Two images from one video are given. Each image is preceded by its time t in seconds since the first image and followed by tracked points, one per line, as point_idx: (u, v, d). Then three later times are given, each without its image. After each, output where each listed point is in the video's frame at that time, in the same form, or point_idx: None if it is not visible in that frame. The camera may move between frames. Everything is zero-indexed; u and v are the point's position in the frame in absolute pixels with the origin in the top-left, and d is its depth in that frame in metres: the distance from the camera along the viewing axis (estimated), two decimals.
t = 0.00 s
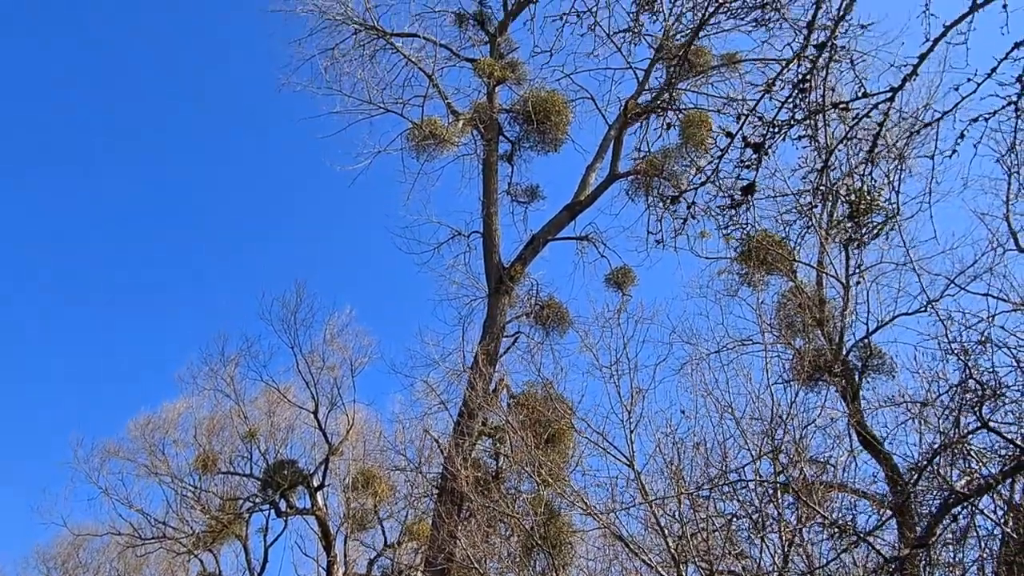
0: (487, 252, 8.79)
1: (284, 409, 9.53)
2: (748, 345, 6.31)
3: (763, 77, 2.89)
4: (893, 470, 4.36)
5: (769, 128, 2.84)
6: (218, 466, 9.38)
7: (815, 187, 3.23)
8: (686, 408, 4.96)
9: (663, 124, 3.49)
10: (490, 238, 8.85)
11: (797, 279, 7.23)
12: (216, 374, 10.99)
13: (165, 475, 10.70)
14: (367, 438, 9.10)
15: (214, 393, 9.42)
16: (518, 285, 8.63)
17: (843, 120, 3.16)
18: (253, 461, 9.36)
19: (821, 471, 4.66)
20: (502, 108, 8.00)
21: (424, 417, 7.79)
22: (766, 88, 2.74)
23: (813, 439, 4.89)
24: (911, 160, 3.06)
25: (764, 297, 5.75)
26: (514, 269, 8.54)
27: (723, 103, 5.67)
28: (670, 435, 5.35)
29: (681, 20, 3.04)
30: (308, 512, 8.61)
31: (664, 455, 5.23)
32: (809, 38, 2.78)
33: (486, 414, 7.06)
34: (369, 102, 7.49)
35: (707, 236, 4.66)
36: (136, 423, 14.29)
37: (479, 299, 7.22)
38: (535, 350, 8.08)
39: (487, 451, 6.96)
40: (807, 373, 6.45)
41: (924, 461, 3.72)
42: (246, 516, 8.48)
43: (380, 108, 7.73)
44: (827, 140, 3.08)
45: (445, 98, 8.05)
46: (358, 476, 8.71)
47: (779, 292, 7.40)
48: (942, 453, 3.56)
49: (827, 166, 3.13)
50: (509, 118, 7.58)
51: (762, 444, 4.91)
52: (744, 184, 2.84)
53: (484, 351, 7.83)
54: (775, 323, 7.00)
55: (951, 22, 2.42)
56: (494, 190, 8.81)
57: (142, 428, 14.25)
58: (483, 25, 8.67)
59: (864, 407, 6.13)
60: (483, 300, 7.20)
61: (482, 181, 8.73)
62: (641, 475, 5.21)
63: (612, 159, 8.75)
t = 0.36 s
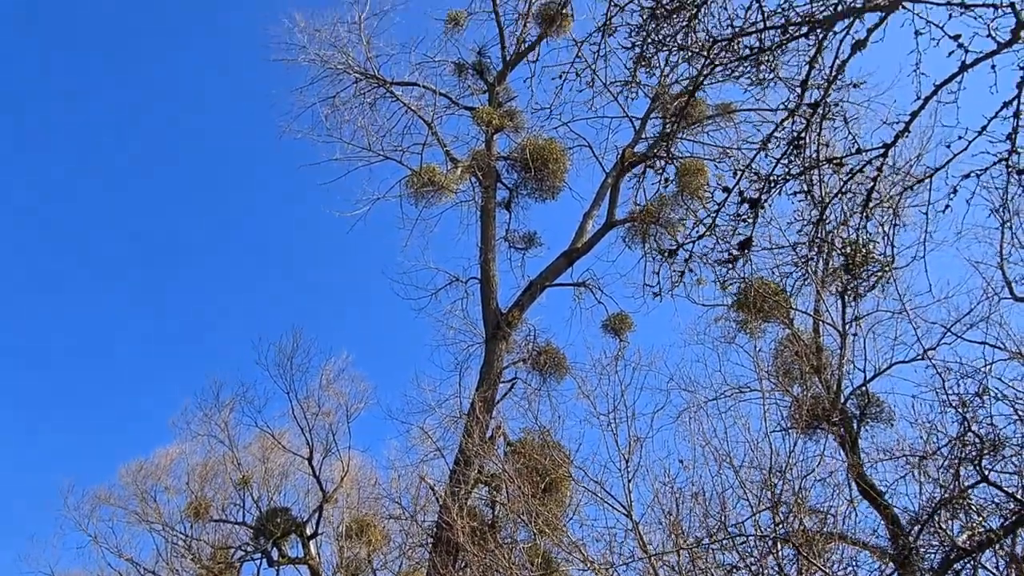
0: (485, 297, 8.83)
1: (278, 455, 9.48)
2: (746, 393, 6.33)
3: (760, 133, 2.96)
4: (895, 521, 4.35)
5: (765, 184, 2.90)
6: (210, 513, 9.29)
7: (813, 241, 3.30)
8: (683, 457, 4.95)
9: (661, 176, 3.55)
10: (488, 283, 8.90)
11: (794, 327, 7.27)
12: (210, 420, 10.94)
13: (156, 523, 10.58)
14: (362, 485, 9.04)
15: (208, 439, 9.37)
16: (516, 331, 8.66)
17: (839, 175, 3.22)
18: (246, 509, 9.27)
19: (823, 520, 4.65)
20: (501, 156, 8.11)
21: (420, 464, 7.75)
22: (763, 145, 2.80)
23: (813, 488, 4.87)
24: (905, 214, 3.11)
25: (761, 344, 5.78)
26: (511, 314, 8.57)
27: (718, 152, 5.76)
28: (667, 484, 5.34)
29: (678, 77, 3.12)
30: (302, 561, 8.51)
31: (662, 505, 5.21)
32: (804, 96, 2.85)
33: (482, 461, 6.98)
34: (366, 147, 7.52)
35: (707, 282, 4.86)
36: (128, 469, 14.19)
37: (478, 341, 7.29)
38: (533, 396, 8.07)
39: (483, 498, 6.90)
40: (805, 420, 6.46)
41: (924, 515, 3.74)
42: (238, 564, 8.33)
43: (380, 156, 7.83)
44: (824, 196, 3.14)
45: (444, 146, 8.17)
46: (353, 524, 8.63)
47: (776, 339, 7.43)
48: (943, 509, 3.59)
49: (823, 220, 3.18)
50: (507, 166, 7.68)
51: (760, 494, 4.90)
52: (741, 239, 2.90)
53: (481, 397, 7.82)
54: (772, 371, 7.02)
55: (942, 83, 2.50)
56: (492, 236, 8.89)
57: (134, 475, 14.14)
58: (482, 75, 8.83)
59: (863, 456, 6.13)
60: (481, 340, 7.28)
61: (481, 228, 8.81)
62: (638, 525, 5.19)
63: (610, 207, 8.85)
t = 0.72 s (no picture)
0: (484, 337, 8.85)
1: (274, 497, 9.42)
2: (747, 435, 6.37)
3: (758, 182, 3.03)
4: (898, 569, 4.36)
5: (763, 231, 2.96)
6: (205, 556, 9.21)
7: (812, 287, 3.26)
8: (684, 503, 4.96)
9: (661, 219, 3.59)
10: (487, 323, 8.94)
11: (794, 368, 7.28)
12: (206, 460, 10.89)
13: (149, 566, 10.47)
14: (358, 527, 8.97)
15: (203, 481, 9.32)
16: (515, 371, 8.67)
17: (836, 222, 3.27)
18: (240, 552, 9.19)
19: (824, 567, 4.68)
20: (501, 198, 8.20)
21: (418, 506, 7.70)
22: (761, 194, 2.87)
23: (816, 534, 4.86)
24: (903, 261, 3.11)
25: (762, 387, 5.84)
26: (510, 354, 8.57)
27: (715, 194, 5.84)
28: (667, 529, 5.33)
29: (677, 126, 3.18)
30: None
31: (663, 551, 5.19)
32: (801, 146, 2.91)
33: (480, 503, 6.92)
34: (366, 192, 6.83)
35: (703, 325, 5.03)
36: (120, 512, 14.07)
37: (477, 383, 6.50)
38: (532, 438, 8.06)
39: (481, 541, 6.86)
40: (807, 464, 6.46)
41: (927, 563, 3.78)
42: None
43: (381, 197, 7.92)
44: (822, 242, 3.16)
45: (444, 187, 8.26)
46: (350, 567, 8.55)
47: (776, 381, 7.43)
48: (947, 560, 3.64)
49: (822, 265, 3.16)
50: (507, 207, 7.76)
51: (761, 540, 4.87)
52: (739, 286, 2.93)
53: (480, 439, 7.81)
54: (772, 413, 7.04)
55: (935, 133, 2.54)
56: (492, 277, 8.94)
57: (127, 516, 14.03)
58: (482, 117, 8.96)
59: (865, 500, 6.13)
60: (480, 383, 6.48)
61: (480, 268, 8.87)
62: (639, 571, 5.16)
63: (609, 248, 8.93)
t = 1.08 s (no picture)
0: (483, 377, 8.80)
1: (270, 539, 9.30)
2: (749, 478, 6.34)
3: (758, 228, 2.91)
4: None
5: (764, 278, 2.81)
6: None
7: (813, 331, 3.09)
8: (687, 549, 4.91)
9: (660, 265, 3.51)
10: (486, 363, 8.80)
11: (794, 410, 7.20)
12: (203, 502, 10.77)
13: None
14: (355, 571, 8.84)
15: (199, 523, 9.20)
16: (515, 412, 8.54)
17: (835, 266, 3.15)
18: None
19: None
20: (501, 238, 8.20)
21: (416, 550, 7.58)
22: (762, 239, 2.73)
23: None
24: (905, 306, 2.99)
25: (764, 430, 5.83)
26: (511, 395, 8.45)
27: (715, 236, 5.85)
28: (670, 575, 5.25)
29: (677, 176, 3.17)
30: None
31: None
32: (801, 195, 2.88)
33: (479, 546, 6.81)
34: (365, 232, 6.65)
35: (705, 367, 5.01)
36: (113, 554, 13.91)
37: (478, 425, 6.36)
38: (532, 480, 8.00)
39: None
40: (808, 507, 6.41)
41: None
42: None
43: (382, 237, 7.94)
44: (822, 286, 3.02)
45: (445, 228, 8.29)
46: None
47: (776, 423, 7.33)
48: None
49: (824, 312, 3.02)
50: (507, 248, 7.77)
51: None
52: (740, 334, 2.76)
53: (479, 481, 7.71)
54: (773, 455, 7.00)
55: (932, 182, 2.52)
56: (492, 317, 8.92)
57: (120, 560, 13.87)
58: (483, 159, 9.03)
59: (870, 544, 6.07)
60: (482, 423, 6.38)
61: (480, 308, 8.85)
62: None
63: (609, 288, 8.93)
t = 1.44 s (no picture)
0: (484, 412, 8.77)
1: None
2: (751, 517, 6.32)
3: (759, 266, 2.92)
4: None
5: (766, 316, 2.82)
6: None
7: (815, 369, 3.09)
8: None
9: (661, 303, 3.51)
10: (488, 398, 8.70)
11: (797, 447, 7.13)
12: (199, 539, 10.66)
13: None
14: None
15: (195, 559, 9.10)
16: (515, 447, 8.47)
17: (836, 305, 3.16)
18: None
19: None
20: (502, 273, 8.22)
21: None
22: (764, 277, 2.74)
23: None
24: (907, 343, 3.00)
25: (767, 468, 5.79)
26: (511, 430, 8.37)
27: (715, 272, 5.87)
28: None
29: (678, 214, 3.19)
30: None
31: None
32: (802, 233, 2.90)
33: None
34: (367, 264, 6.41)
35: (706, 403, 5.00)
36: None
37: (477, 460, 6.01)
38: (533, 517, 7.94)
39: None
40: (809, 549, 6.45)
41: None
42: None
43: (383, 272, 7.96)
44: (823, 323, 3.04)
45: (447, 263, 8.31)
46: None
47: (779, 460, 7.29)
48: None
49: (826, 350, 3.02)
50: (508, 282, 7.79)
51: None
52: (742, 372, 2.77)
53: (479, 518, 7.65)
54: (775, 494, 7.01)
55: (931, 221, 2.54)
56: (492, 351, 8.91)
57: None
58: (485, 195, 9.09)
59: None
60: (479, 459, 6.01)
61: (481, 343, 8.83)
62: None
63: (610, 324, 8.93)
